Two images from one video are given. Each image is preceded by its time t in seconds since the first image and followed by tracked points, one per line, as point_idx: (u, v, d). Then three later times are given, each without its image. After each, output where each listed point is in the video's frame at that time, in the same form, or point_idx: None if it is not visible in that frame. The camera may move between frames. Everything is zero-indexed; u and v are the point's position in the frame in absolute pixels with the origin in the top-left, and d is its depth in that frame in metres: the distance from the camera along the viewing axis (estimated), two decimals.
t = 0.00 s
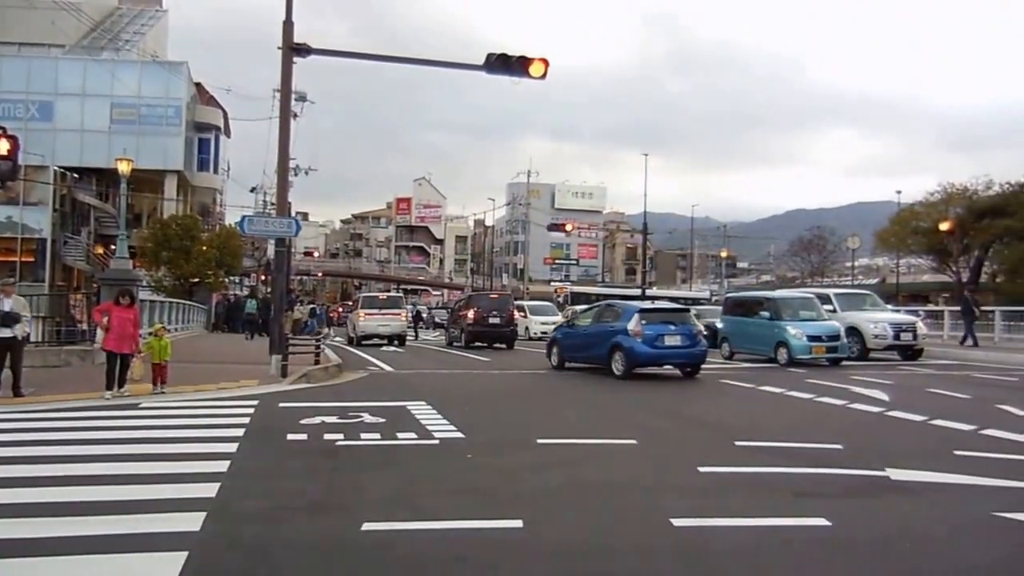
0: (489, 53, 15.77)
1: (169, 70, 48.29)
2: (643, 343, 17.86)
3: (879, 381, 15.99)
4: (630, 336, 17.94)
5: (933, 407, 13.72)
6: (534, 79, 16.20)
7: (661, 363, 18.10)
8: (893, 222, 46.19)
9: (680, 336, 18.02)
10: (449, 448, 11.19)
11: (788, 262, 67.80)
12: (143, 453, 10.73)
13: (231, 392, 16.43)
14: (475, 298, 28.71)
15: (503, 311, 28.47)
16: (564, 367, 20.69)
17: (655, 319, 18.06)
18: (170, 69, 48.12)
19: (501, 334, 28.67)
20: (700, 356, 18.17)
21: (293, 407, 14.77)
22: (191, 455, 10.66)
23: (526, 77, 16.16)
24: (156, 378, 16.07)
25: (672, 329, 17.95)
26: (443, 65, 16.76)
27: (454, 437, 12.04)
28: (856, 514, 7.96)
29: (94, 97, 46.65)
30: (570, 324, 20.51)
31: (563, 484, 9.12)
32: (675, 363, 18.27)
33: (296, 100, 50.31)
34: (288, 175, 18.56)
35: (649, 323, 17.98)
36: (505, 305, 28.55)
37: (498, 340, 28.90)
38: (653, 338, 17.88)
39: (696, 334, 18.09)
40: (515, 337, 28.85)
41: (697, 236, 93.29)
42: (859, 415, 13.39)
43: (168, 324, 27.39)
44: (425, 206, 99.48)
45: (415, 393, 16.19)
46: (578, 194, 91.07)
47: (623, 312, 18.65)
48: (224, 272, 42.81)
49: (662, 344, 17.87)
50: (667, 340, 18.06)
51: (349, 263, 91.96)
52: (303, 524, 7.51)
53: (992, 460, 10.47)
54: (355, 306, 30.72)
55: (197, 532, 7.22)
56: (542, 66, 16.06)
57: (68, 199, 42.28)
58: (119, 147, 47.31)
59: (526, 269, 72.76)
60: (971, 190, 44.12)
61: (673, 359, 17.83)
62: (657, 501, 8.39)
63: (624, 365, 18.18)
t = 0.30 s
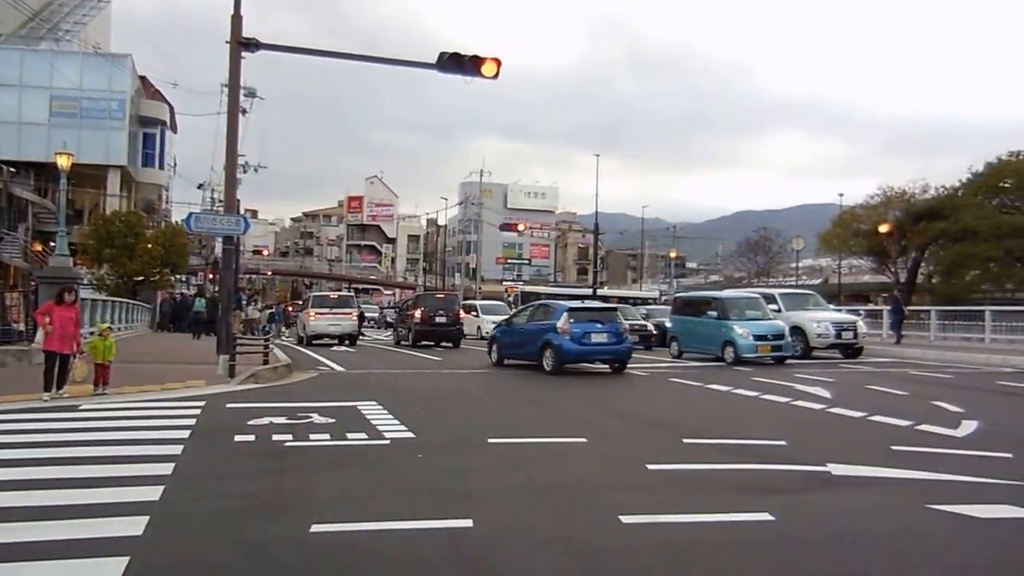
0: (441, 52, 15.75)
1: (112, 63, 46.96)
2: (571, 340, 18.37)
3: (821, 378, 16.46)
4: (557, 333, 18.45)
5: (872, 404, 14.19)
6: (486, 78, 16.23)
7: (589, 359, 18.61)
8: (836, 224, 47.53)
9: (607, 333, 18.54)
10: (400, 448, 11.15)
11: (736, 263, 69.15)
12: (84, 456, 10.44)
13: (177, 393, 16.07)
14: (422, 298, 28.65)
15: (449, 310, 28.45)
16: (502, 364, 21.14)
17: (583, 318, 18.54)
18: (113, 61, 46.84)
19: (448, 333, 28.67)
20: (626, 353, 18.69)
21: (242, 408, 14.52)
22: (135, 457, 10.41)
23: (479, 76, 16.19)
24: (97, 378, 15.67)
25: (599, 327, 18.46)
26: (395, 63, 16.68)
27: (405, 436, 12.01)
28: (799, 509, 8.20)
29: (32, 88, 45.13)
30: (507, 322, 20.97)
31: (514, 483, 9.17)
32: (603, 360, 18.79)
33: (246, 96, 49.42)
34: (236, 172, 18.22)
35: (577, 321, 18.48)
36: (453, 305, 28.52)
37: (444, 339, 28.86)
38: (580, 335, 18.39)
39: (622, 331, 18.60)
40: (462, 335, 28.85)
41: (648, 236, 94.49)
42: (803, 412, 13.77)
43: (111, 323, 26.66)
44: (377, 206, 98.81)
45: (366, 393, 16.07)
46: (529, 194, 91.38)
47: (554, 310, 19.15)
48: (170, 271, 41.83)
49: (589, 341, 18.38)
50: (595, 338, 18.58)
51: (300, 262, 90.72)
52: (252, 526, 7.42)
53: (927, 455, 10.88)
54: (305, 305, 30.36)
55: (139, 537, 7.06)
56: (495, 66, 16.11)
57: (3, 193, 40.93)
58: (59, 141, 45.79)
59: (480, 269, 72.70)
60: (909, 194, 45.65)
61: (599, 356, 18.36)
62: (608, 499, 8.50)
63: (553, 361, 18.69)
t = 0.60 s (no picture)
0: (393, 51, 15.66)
1: (51, 55, 45.52)
2: (502, 338, 19.13)
3: (766, 377, 16.83)
4: (490, 331, 19.20)
5: (814, 402, 14.56)
6: (438, 78, 16.20)
7: (520, 357, 19.37)
8: (781, 226, 48.53)
9: (538, 332, 19.34)
10: (350, 449, 11.06)
11: (684, 264, 70.18)
12: (21, 460, 10.12)
13: (120, 394, 15.66)
14: (367, 297, 28.47)
15: (395, 309, 28.33)
16: (443, 362, 21.72)
17: (514, 317, 19.32)
18: (52, 53, 45.38)
19: (395, 333, 28.55)
20: (556, 351, 19.50)
21: (188, 410, 14.23)
22: (74, 461, 10.12)
23: (430, 76, 16.14)
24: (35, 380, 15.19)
25: (530, 326, 19.25)
26: (345, 60, 16.53)
27: (355, 437, 11.91)
28: (744, 505, 8.37)
29: None
30: (446, 321, 21.64)
31: (465, 483, 9.17)
32: (534, 358, 19.57)
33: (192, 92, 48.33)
34: (182, 168, 17.83)
35: (508, 320, 19.25)
36: (399, 304, 28.42)
37: (391, 339, 28.72)
38: (512, 334, 19.15)
39: (553, 330, 19.41)
40: (409, 335, 28.74)
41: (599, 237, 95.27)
42: (749, 410, 14.05)
43: (50, 323, 25.86)
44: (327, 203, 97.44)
45: (317, 394, 15.89)
46: (481, 193, 91.34)
47: (488, 310, 19.90)
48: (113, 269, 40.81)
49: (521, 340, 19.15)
50: (526, 336, 19.35)
51: (249, 261, 89.24)
52: (197, 531, 7.29)
53: (866, 451, 11.21)
54: (253, 305, 29.91)
55: (78, 544, 6.87)
56: (446, 66, 16.09)
57: None
58: None
59: (432, 268, 72.36)
60: (850, 197, 46.84)
61: (529, 354, 19.13)
62: (557, 497, 8.56)
63: (486, 358, 19.42)
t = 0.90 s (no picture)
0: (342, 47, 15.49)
1: None
2: (436, 336, 19.68)
3: (712, 375, 17.13)
4: (425, 329, 19.73)
5: (758, 399, 14.87)
6: (388, 75, 16.08)
7: (454, 354, 19.90)
8: (728, 226, 49.40)
9: (471, 330, 19.93)
10: (297, 449, 10.91)
11: (633, 263, 70.92)
12: None
13: (57, 396, 15.15)
14: (313, 296, 28.13)
15: (341, 308, 28.10)
16: (384, 360, 22.14)
17: (447, 315, 19.88)
18: None
19: (340, 332, 28.36)
20: (489, 348, 20.08)
21: (129, 411, 13.85)
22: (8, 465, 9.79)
23: (381, 73, 16.01)
24: None
25: (463, 323, 19.83)
26: (294, 56, 16.31)
27: (302, 437, 11.77)
28: (690, 501, 8.51)
29: None
30: (386, 319, 22.14)
31: (414, 483, 9.15)
32: (467, 355, 20.13)
33: (135, 86, 47.02)
34: (123, 163, 17.35)
35: (442, 318, 19.81)
36: (345, 303, 28.19)
37: (336, 337, 28.48)
38: (445, 331, 19.71)
39: (485, 328, 20.01)
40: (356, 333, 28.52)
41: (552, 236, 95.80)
42: (695, 407, 14.29)
43: None
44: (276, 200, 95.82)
45: (263, 394, 15.63)
46: (433, 192, 91.01)
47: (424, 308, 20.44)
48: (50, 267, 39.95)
49: (453, 337, 19.71)
50: (459, 334, 19.92)
51: (196, 258, 87.32)
52: (137, 535, 7.10)
53: (809, 446, 11.51)
54: (198, 303, 29.28)
55: (9, 550, 6.64)
56: (397, 63, 15.99)
57: None
58: None
59: (383, 268, 71.56)
60: (794, 198, 47.91)
61: (462, 351, 19.69)
62: (506, 495, 8.59)
63: (420, 355, 19.95)
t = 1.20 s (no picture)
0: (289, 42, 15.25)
1: None
2: (371, 332, 20.11)
3: (659, 372, 17.40)
4: (359, 326, 20.17)
5: (703, 396, 15.16)
6: (337, 70, 15.91)
7: (389, 351, 20.35)
8: (675, 226, 50.11)
9: (405, 327, 20.40)
10: (241, 450, 10.72)
11: (582, 262, 71.47)
12: None
13: None
14: (256, 294, 27.66)
15: (285, 306, 27.70)
16: (324, 356, 22.44)
17: (383, 313, 20.33)
18: None
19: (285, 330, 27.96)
20: (423, 345, 20.56)
21: (66, 412, 13.43)
22: None
23: (329, 68, 15.83)
24: None
25: (397, 321, 20.30)
26: (239, 49, 16.00)
27: (247, 438, 11.57)
28: (636, 497, 8.62)
29: None
30: (325, 316, 22.49)
31: (361, 482, 9.08)
32: (402, 352, 20.60)
33: (73, 76, 45.50)
34: (60, 157, 16.81)
35: (377, 316, 20.26)
36: (289, 301, 27.79)
37: (280, 336, 28.07)
38: (380, 328, 20.16)
39: (419, 326, 20.49)
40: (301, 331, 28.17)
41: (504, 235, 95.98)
42: (643, 404, 14.49)
43: None
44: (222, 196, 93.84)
45: (207, 394, 15.31)
46: (384, 189, 90.31)
47: (360, 306, 20.87)
48: None
49: (388, 334, 20.16)
50: (394, 331, 20.38)
51: (137, 255, 84.97)
52: (72, 541, 6.86)
53: (752, 442, 11.77)
54: (140, 301, 28.55)
55: None
56: (346, 58, 15.84)
57: None
58: None
59: (332, 265, 70.66)
60: (739, 199, 48.85)
61: (396, 348, 20.15)
62: (454, 494, 8.59)
63: (355, 351, 20.36)
